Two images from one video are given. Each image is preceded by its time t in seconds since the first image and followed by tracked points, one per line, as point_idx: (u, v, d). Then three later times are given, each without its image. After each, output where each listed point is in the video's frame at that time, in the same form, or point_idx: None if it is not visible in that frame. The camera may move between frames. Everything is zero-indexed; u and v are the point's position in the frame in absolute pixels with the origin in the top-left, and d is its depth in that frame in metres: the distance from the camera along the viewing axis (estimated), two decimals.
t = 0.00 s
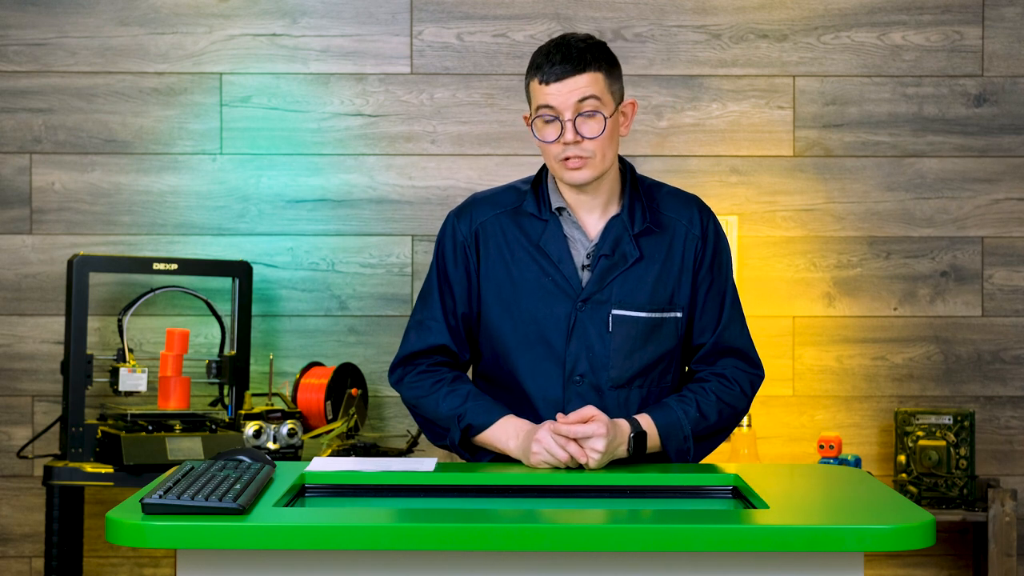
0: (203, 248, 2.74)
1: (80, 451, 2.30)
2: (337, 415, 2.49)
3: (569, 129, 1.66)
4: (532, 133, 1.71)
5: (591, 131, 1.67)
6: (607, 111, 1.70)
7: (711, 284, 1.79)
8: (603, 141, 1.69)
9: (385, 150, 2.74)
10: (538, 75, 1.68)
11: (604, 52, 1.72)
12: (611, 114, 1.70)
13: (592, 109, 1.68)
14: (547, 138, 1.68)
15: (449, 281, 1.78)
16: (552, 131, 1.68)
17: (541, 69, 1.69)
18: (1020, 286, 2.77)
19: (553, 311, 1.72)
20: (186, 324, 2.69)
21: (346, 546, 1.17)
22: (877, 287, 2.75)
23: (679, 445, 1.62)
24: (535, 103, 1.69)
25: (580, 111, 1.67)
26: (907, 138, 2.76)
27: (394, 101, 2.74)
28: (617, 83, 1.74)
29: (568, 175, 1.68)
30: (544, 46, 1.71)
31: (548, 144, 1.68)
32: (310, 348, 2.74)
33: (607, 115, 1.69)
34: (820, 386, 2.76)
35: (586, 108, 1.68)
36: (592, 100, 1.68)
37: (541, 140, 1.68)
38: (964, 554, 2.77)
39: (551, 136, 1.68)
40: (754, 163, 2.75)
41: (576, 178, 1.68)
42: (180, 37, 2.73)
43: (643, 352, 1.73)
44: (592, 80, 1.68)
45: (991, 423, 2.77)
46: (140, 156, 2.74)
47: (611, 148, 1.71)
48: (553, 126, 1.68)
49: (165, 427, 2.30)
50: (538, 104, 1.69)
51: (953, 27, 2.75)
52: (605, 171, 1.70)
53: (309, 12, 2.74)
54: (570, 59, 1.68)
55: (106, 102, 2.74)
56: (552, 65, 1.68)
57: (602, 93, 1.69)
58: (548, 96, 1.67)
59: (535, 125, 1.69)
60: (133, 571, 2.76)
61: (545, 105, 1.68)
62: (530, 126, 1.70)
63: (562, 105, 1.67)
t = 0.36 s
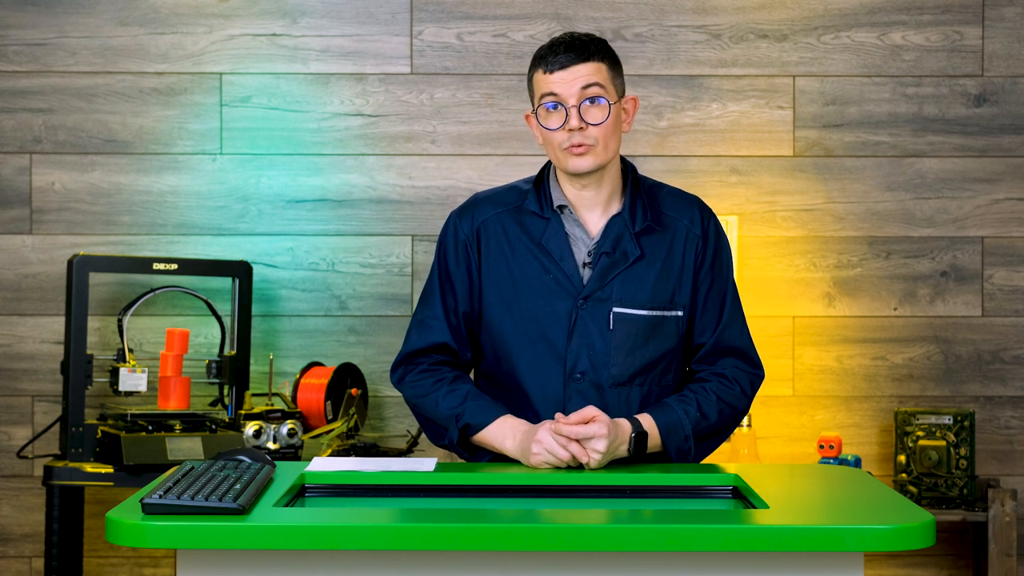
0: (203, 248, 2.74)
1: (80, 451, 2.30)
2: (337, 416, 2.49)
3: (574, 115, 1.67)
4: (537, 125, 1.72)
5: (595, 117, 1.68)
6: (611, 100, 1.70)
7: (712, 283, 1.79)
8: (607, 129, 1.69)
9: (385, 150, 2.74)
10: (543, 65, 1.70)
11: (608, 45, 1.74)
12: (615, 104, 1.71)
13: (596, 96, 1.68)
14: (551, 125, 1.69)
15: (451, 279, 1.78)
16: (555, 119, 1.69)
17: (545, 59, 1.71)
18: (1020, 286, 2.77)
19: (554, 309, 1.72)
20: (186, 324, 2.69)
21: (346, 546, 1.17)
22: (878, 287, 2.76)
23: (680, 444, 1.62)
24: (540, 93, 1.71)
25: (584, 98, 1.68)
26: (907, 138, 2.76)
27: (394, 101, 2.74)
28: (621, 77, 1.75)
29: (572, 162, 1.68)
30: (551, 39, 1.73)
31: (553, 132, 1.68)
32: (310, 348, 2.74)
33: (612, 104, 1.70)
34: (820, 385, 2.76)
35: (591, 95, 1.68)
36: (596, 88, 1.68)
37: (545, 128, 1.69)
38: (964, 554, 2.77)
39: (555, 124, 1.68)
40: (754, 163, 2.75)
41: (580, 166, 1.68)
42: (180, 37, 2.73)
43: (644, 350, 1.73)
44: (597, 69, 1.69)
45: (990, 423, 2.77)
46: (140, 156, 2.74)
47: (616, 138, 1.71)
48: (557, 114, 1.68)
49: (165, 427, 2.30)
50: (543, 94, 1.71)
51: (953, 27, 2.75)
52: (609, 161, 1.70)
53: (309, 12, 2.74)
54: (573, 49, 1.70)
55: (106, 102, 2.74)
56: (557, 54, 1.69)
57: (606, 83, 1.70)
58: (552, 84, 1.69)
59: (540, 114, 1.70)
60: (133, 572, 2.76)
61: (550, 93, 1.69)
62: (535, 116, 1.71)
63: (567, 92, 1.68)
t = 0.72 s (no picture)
0: (203, 248, 2.74)
1: (80, 451, 2.30)
2: (337, 416, 2.49)
3: (572, 123, 1.67)
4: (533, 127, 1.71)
5: (593, 126, 1.68)
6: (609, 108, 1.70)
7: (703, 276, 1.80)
8: (604, 138, 1.69)
9: (385, 150, 2.74)
10: (543, 69, 1.69)
11: (605, 51, 1.73)
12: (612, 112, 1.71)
13: (595, 104, 1.68)
14: (549, 131, 1.68)
15: (442, 287, 1.77)
16: (554, 124, 1.68)
17: (546, 62, 1.69)
18: (1020, 286, 2.77)
19: (549, 309, 1.72)
20: (186, 324, 2.69)
21: (346, 546, 1.17)
22: (877, 287, 2.76)
23: (682, 439, 1.62)
24: (538, 97, 1.70)
25: (583, 105, 1.68)
26: (907, 138, 2.76)
27: (394, 101, 2.74)
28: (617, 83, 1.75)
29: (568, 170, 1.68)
30: (549, 41, 1.71)
31: (550, 137, 1.68)
32: (310, 348, 2.74)
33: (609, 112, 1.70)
34: (820, 385, 2.76)
35: (590, 103, 1.68)
36: (595, 96, 1.68)
37: (542, 133, 1.69)
38: (964, 554, 2.77)
39: (553, 130, 1.68)
40: (754, 163, 2.75)
41: (576, 173, 1.69)
42: (180, 37, 2.73)
43: (641, 345, 1.73)
44: (596, 77, 1.69)
45: (990, 423, 2.77)
46: (140, 156, 2.74)
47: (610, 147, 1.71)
48: (555, 120, 1.68)
49: (165, 427, 2.30)
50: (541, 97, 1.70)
51: (953, 27, 2.75)
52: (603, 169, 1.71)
53: (309, 12, 2.74)
54: (574, 54, 1.69)
55: (106, 102, 2.74)
56: (557, 59, 1.68)
57: (605, 91, 1.70)
58: (552, 89, 1.68)
59: (538, 118, 1.69)
60: (133, 571, 2.76)
61: (549, 98, 1.68)
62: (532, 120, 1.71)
63: (566, 99, 1.67)
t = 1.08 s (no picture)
0: (203, 248, 2.74)
1: (80, 451, 2.30)
2: (337, 416, 2.49)
3: (547, 147, 1.65)
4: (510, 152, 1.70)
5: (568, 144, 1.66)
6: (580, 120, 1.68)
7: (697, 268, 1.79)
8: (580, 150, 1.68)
9: (385, 150, 2.74)
10: (507, 97, 1.65)
11: (565, 58, 1.69)
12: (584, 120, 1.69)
13: (565, 121, 1.66)
14: (526, 157, 1.67)
15: (439, 299, 1.78)
16: (529, 149, 1.67)
17: (508, 89, 1.66)
18: (1020, 286, 2.77)
19: (543, 312, 1.73)
20: (186, 324, 2.69)
21: (347, 546, 1.17)
22: (877, 287, 2.76)
23: (681, 435, 1.62)
24: (508, 123, 1.67)
25: (554, 126, 1.65)
26: (907, 138, 2.76)
27: (394, 100, 2.74)
28: (583, 86, 1.71)
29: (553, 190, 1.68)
30: (508, 63, 1.67)
31: (529, 163, 1.67)
32: (310, 348, 2.74)
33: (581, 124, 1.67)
34: (820, 386, 2.76)
35: (560, 121, 1.65)
36: (564, 113, 1.65)
37: (521, 159, 1.68)
38: (964, 554, 2.77)
39: (530, 155, 1.67)
40: (754, 163, 2.75)
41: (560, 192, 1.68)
42: (180, 37, 2.73)
43: (638, 342, 1.72)
44: (561, 93, 1.65)
45: (990, 423, 2.78)
46: (140, 156, 2.74)
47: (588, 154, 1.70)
48: (530, 145, 1.66)
49: (165, 427, 2.30)
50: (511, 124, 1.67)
51: (953, 27, 2.75)
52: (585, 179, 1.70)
53: (309, 12, 2.74)
54: (535, 76, 1.65)
55: (106, 102, 2.74)
56: (519, 84, 1.65)
57: (573, 104, 1.67)
58: (520, 116, 1.65)
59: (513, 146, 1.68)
60: (133, 572, 2.76)
61: (520, 126, 1.66)
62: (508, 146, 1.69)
63: (537, 124, 1.65)
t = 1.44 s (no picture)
0: (203, 248, 2.74)
1: (80, 451, 2.30)
2: (337, 415, 2.49)
3: (545, 138, 1.64)
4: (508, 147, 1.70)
5: (568, 136, 1.65)
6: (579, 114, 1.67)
7: (696, 269, 1.78)
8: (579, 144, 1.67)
9: (385, 150, 2.74)
10: (505, 90, 1.66)
11: (565, 54, 1.70)
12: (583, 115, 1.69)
13: (564, 114, 1.65)
14: (524, 150, 1.66)
15: (436, 295, 1.78)
16: (527, 141, 1.66)
17: (507, 82, 1.66)
18: (1020, 286, 2.77)
19: (540, 312, 1.73)
20: (186, 324, 2.69)
21: (347, 547, 1.17)
22: (877, 287, 2.76)
23: (702, 388, 1.60)
24: (507, 117, 1.68)
25: (553, 117, 1.65)
26: (907, 138, 2.76)
27: (394, 101, 2.74)
28: (583, 83, 1.72)
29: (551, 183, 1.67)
30: (507, 58, 1.69)
31: (527, 156, 1.66)
32: (310, 348, 2.74)
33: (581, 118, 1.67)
34: (820, 385, 2.76)
35: (559, 114, 1.65)
36: (563, 106, 1.65)
37: (519, 152, 1.67)
38: (964, 554, 2.77)
39: (528, 147, 1.66)
40: (754, 163, 2.75)
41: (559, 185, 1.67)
42: (180, 37, 2.73)
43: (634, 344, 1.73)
44: (560, 86, 1.65)
45: (990, 423, 2.77)
46: (140, 156, 2.74)
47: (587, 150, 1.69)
48: (528, 138, 1.66)
49: (165, 427, 2.30)
50: (510, 118, 1.67)
51: (953, 27, 2.75)
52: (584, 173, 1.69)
53: (309, 12, 2.74)
54: (533, 70, 1.66)
55: (106, 102, 2.74)
56: (518, 77, 1.65)
57: (572, 98, 1.67)
58: (518, 109, 1.65)
59: (511, 139, 1.67)
60: (133, 571, 2.76)
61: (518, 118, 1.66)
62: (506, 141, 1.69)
63: (535, 116, 1.65)
